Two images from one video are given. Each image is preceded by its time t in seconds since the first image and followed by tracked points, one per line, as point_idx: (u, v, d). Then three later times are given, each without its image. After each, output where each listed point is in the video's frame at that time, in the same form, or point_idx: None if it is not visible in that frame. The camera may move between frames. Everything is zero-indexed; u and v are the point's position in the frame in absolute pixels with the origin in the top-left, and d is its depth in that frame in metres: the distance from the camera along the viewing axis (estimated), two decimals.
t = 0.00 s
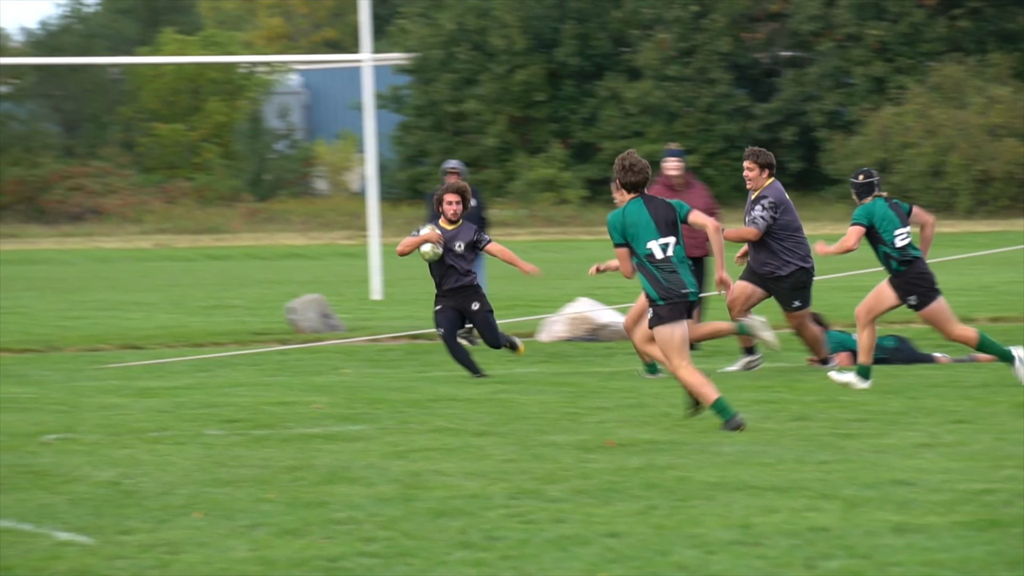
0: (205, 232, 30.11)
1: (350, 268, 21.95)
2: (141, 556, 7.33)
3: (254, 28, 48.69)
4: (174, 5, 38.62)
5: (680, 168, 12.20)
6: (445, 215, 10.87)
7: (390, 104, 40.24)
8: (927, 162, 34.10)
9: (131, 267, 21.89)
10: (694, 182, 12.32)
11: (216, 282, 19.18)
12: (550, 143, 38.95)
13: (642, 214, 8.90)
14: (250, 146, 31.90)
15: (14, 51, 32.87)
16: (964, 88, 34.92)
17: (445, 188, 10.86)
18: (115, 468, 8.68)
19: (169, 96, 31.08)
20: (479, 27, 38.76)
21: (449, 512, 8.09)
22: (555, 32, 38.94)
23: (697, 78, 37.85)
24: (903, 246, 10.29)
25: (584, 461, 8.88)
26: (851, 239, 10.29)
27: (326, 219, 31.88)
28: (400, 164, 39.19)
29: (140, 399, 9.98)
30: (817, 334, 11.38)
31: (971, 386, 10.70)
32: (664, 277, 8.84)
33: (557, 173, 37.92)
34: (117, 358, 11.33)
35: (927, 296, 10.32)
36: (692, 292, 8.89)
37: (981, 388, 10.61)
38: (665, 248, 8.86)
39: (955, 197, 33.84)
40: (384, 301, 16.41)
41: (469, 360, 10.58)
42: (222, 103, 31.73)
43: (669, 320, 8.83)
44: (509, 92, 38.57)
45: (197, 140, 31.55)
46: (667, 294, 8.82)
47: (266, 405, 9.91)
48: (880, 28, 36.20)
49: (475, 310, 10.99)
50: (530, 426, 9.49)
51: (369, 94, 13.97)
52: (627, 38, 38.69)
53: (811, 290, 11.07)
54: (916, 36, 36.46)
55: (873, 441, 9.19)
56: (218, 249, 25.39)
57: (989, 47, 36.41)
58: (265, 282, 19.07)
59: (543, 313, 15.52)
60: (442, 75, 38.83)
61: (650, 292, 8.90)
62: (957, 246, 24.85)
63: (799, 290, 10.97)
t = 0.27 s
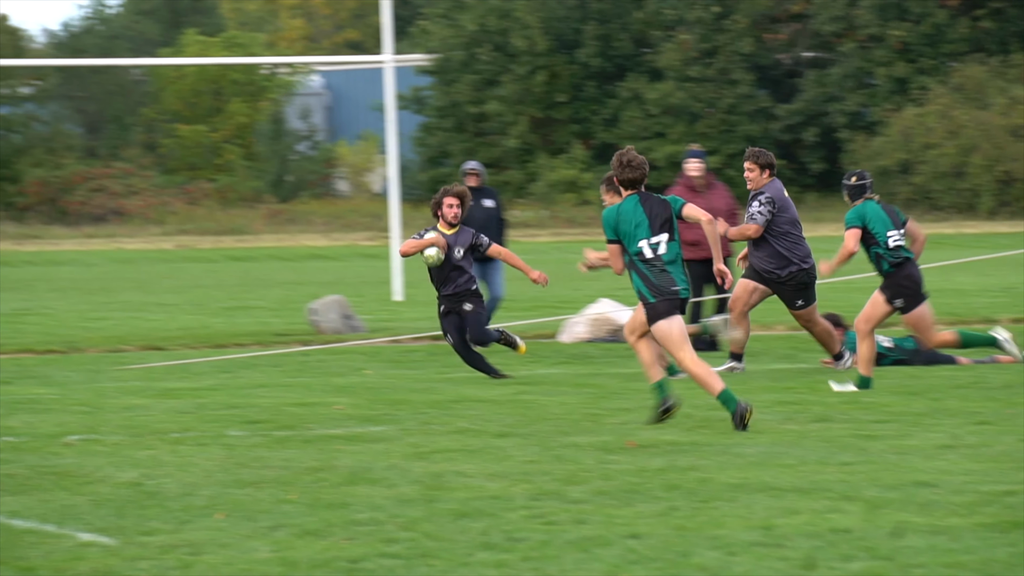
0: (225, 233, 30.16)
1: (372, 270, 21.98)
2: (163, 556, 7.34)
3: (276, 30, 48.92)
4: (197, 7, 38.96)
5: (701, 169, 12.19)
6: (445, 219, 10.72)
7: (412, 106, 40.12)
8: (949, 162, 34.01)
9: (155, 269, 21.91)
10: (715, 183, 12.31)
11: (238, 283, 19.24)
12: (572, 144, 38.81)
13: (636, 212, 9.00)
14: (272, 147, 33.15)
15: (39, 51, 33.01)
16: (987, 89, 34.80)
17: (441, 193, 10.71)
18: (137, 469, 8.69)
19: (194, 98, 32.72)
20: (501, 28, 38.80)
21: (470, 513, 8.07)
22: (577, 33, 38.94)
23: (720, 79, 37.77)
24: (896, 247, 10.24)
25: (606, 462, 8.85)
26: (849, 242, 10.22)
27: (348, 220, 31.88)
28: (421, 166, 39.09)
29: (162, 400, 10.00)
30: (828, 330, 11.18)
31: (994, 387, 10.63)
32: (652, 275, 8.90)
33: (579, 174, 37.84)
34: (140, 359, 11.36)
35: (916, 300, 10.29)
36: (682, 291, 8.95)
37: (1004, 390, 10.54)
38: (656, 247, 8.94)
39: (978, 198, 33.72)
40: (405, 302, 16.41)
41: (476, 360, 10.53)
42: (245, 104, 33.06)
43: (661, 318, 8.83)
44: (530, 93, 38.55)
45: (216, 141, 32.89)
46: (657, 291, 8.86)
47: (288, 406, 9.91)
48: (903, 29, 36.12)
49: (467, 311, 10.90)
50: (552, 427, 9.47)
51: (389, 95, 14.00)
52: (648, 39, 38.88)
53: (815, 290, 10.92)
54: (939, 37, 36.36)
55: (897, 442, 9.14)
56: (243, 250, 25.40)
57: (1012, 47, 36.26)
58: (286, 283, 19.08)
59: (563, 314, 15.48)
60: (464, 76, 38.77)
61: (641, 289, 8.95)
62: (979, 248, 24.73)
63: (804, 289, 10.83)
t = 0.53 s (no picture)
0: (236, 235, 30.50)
1: (382, 271, 21.97)
2: (174, 557, 7.33)
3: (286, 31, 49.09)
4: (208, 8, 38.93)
5: (712, 170, 12.25)
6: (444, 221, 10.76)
7: (422, 107, 40.20)
8: (959, 163, 34.00)
9: (168, 270, 21.88)
10: (726, 184, 12.33)
11: (249, 284, 19.22)
12: (582, 145, 38.72)
13: (633, 211, 9.03)
14: (282, 149, 31.48)
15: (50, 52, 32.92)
16: (998, 89, 34.80)
17: (439, 195, 10.77)
18: (148, 470, 8.69)
19: (204, 98, 31.57)
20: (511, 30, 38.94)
21: (481, 513, 8.06)
22: (587, 33, 38.92)
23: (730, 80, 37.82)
24: (892, 248, 10.25)
25: (617, 462, 8.84)
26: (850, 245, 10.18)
27: (359, 221, 31.79)
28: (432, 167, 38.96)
29: (172, 400, 10.01)
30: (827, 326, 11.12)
31: (1005, 388, 10.60)
32: (647, 275, 8.93)
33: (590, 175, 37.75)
34: (150, 361, 11.36)
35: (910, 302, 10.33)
36: (678, 291, 8.95)
37: (1015, 391, 10.51)
38: (651, 247, 8.96)
39: (989, 198, 33.66)
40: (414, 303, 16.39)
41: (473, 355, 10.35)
42: (256, 105, 32.15)
43: (657, 316, 8.85)
44: (540, 94, 38.54)
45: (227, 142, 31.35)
46: (652, 291, 8.88)
47: (297, 407, 9.91)
48: (914, 29, 36.05)
49: (462, 306, 10.70)
50: (562, 428, 9.46)
51: (399, 96, 13.98)
52: (659, 39, 38.82)
53: (815, 290, 10.90)
54: (950, 38, 36.32)
55: (908, 443, 9.12)
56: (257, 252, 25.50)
57: None
58: (296, 284, 19.07)
59: (573, 315, 15.46)
60: (475, 77, 38.86)
61: (636, 289, 8.98)
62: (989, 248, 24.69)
63: (804, 289, 10.81)
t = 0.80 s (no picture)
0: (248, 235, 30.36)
1: (392, 272, 21.97)
2: (186, 558, 7.34)
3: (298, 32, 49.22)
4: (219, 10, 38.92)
5: (723, 171, 12.30)
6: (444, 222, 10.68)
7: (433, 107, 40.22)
8: (971, 163, 33.98)
9: (182, 272, 21.86)
10: (737, 185, 12.37)
11: (261, 285, 19.22)
12: (593, 146, 38.71)
13: (631, 211, 9.02)
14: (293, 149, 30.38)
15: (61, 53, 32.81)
16: (1010, 90, 34.77)
17: (441, 197, 10.68)
18: (159, 470, 8.70)
19: (215, 99, 30.53)
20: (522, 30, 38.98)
21: (492, 514, 8.07)
22: (597, 34, 38.87)
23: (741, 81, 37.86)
24: (889, 252, 10.28)
25: (628, 463, 8.84)
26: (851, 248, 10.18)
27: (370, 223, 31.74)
28: (443, 168, 38.80)
29: (183, 401, 10.02)
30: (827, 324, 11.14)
31: (1017, 389, 10.58)
32: (643, 275, 8.93)
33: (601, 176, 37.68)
34: (161, 361, 11.37)
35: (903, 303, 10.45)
36: (675, 290, 8.95)
37: None
38: (649, 247, 8.96)
39: (1001, 199, 33.62)
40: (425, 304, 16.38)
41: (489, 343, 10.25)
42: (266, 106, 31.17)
43: (655, 316, 8.88)
44: (551, 95, 38.57)
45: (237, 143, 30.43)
46: (649, 291, 8.88)
47: (309, 408, 9.92)
48: (925, 29, 36.00)
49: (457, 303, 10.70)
50: (574, 429, 9.46)
51: (410, 96, 13.97)
52: (670, 40, 38.77)
53: (814, 291, 10.90)
54: (961, 38, 36.29)
55: (920, 444, 9.11)
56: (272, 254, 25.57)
57: None
58: (308, 285, 19.06)
59: (584, 316, 15.45)
60: (485, 78, 38.89)
61: (632, 289, 8.98)
62: (999, 249, 24.66)
63: (803, 291, 10.82)
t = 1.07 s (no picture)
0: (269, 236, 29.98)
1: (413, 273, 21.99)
2: (209, 559, 7.34)
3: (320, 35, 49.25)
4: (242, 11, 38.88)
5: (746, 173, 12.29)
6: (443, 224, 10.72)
7: (456, 109, 39.77)
8: (995, 165, 33.91)
9: (211, 274, 21.77)
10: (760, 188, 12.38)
11: (283, 287, 19.22)
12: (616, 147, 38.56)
13: (627, 213, 9.03)
14: (316, 151, 30.34)
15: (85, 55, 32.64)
16: None
17: (440, 200, 10.69)
18: (182, 472, 8.71)
19: (238, 100, 30.36)
20: (546, 31, 38.80)
21: (516, 516, 8.06)
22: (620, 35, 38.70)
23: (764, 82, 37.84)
24: (884, 258, 10.26)
25: (651, 465, 8.83)
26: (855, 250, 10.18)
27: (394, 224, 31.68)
28: (466, 168, 38.56)
29: (207, 402, 10.03)
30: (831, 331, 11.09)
31: None
32: (640, 277, 8.92)
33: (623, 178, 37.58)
34: (185, 363, 11.39)
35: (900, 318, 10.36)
36: (669, 292, 8.93)
37: None
38: (644, 249, 8.95)
39: None
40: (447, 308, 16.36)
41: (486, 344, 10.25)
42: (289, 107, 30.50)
43: (650, 319, 8.87)
44: (574, 96, 38.40)
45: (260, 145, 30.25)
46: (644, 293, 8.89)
47: (332, 409, 9.92)
48: (949, 31, 35.85)
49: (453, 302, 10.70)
50: (597, 431, 9.46)
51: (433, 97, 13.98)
52: (693, 41, 38.61)
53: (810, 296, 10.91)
54: (985, 39, 36.14)
55: (944, 446, 9.08)
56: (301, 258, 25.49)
57: None
58: (330, 287, 19.03)
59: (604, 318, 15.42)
60: (509, 79, 38.64)
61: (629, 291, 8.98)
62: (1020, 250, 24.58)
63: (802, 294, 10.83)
